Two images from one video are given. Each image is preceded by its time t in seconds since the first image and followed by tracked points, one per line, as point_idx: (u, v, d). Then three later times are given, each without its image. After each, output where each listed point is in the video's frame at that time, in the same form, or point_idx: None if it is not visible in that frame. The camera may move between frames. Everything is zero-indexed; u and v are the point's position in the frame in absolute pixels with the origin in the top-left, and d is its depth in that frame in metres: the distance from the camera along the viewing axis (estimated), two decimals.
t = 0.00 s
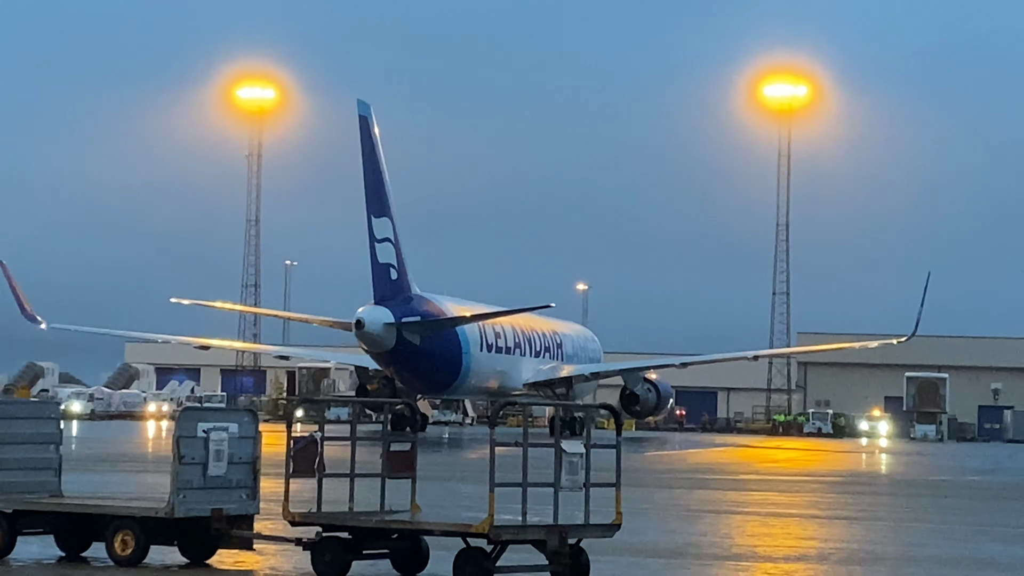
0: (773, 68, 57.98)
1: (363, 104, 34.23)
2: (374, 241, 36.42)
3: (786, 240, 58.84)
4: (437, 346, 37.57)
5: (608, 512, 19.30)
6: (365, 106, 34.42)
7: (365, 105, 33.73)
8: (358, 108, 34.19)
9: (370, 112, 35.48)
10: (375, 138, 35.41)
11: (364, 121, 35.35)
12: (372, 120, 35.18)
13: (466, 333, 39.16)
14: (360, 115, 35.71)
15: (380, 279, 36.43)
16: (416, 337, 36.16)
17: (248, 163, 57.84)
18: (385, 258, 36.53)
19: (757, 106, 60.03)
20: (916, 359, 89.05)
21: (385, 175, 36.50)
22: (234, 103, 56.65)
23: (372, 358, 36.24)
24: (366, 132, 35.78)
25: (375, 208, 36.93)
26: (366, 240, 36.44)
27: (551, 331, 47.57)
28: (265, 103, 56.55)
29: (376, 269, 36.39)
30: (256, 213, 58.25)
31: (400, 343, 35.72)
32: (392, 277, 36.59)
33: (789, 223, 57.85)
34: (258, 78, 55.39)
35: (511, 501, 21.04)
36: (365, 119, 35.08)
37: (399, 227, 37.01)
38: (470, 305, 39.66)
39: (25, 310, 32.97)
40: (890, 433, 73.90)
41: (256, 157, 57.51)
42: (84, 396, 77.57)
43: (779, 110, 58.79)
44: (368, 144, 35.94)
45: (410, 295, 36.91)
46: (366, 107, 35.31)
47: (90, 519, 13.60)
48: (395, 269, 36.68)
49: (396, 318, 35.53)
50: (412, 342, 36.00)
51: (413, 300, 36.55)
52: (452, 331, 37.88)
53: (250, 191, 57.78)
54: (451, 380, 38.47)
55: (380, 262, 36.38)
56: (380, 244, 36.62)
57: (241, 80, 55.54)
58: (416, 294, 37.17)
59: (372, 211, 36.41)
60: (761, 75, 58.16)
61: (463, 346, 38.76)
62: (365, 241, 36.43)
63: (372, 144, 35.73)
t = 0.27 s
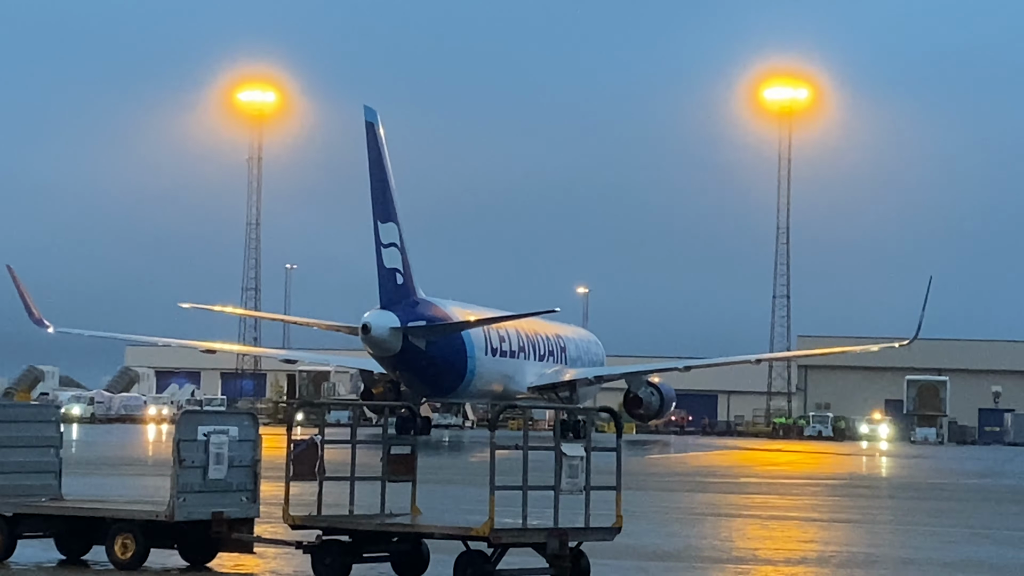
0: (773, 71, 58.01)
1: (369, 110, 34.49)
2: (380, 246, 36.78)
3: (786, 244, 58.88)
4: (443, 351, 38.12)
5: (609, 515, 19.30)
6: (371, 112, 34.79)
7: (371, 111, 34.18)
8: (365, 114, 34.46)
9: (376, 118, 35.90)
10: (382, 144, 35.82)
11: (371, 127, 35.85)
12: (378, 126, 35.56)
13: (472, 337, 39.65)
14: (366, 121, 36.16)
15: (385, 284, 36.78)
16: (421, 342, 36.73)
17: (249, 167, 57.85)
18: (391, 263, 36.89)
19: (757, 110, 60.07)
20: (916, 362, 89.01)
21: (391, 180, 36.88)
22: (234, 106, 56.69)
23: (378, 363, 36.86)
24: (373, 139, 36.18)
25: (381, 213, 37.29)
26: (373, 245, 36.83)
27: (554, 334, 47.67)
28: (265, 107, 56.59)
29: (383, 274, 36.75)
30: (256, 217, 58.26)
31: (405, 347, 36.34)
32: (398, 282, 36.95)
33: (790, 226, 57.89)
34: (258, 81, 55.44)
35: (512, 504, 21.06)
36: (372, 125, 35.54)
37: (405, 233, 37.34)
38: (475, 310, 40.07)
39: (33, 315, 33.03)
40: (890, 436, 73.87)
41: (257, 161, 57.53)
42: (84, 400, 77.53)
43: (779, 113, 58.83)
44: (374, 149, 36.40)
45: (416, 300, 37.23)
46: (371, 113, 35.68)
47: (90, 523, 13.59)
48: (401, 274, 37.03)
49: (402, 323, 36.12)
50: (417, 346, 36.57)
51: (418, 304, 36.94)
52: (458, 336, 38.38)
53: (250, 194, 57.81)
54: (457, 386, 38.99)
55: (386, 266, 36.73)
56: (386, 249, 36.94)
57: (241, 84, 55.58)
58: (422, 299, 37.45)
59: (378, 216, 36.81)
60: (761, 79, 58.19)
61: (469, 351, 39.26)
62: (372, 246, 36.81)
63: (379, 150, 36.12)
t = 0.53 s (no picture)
0: (773, 73, 58.02)
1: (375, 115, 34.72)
2: (386, 249, 37.05)
3: (786, 246, 58.90)
4: (447, 354, 38.39)
5: (610, 517, 19.29)
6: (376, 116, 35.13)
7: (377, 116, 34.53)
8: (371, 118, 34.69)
9: (382, 122, 36.19)
10: (387, 148, 36.13)
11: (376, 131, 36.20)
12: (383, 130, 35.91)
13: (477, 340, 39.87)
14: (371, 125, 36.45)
15: (391, 287, 37.03)
16: (427, 345, 37.00)
17: (249, 169, 57.85)
18: (396, 266, 37.14)
19: (757, 111, 60.07)
20: (916, 364, 89.01)
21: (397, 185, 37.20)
22: (234, 109, 56.69)
23: (384, 366, 37.13)
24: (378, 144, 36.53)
25: (386, 217, 37.58)
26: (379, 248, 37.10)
27: (558, 337, 47.71)
28: (265, 109, 56.59)
29: (388, 277, 37.02)
30: (256, 219, 58.26)
31: (410, 350, 36.62)
32: (403, 286, 37.18)
33: (790, 228, 57.91)
34: (258, 84, 55.46)
35: (513, 506, 21.06)
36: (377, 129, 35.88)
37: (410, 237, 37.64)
38: (479, 312, 40.26)
39: (39, 319, 33.05)
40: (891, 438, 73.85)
41: (257, 163, 57.53)
42: (84, 402, 77.52)
43: (778, 115, 58.83)
44: (379, 153, 36.70)
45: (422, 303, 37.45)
46: (376, 118, 36.03)
47: (91, 525, 13.59)
48: (407, 277, 37.28)
49: (408, 325, 36.42)
50: (422, 349, 36.86)
51: (424, 307, 37.22)
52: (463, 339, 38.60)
53: (250, 196, 57.80)
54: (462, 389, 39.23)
55: (392, 270, 36.99)
56: (391, 252, 37.21)
57: (241, 87, 55.60)
58: (427, 302, 37.72)
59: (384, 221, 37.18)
60: (761, 81, 58.21)
61: (474, 354, 39.48)
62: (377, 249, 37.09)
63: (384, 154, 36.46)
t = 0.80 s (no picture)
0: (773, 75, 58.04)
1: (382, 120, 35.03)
2: (393, 253, 37.39)
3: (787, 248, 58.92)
4: (452, 355, 38.44)
5: (611, 518, 19.31)
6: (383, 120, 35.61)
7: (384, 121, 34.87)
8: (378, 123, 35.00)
9: (388, 126, 36.54)
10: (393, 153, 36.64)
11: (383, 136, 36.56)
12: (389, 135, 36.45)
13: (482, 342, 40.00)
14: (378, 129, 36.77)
15: (397, 290, 37.48)
16: (432, 347, 37.05)
17: (249, 171, 57.89)
18: (403, 270, 37.62)
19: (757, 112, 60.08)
20: (916, 365, 89.02)
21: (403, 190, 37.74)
22: (235, 111, 56.73)
23: (389, 367, 37.15)
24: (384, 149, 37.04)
25: (393, 221, 37.95)
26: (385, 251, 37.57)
27: (562, 339, 47.77)
28: (266, 111, 56.64)
29: (395, 280, 37.46)
30: (257, 221, 58.29)
31: (416, 353, 36.66)
32: (409, 288, 37.63)
33: (791, 229, 57.94)
34: (258, 86, 55.52)
35: (514, 508, 21.10)
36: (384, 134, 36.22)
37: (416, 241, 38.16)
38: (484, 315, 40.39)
39: (48, 322, 33.09)
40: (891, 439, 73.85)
41: (257, 165, 57.58)
42: (85, 404, 77.54)
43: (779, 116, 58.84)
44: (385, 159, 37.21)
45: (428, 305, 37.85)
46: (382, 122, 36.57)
47: (91, 527, 13.61)
48: (413, 280, 37.71)
49: (414, 328, 36.48)
50: (428, 351, 36.90)
51: (429, 310, 37.51)
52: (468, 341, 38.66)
53: (250, 198, 57.84)
54: (466, 390, 39.27)
55: (398, 273, 37.33)
56: (398, 255, 37.57)
57: (241, 89, 55.65)
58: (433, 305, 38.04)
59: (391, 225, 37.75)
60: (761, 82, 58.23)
61: (479, 356, 39.55)
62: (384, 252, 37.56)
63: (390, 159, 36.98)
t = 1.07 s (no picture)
0: (774, 74, 58.03)
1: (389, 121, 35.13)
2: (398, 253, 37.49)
3: (787, 248, 58.94)
4: (457, 356, 38.60)
5: (611, 518, 19.28)
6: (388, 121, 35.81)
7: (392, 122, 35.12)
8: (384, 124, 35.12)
9: (395, 128, 36.78)
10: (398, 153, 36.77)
11: (389, 137, 36.82)
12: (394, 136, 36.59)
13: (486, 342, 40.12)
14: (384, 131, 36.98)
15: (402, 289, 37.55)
16: (437, 346, 37.19)
17: (250, 171, 57.87)
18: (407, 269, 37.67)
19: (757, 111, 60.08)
20: (917, 364, 89.04)
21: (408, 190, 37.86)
22: (235, 110, 56.71)
23: (394, 368, 37.29)
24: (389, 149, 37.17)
25: (398, 221, 38.16)
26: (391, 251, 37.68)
27: (565, 339, 47.82)
28: (266, 111, 56.63)
29: (399, 280, 37.55)
30: (257, 221, 58.27)
31: (422, 352, 36.81)
32: (414, 288, 37.71)
33: (791, 228, 57.96)
34: (258, 85, 55.49)
35: (514, 508, 21.12)
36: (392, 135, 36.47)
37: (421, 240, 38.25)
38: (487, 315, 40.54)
39: (53, 323, 33.09)
40: (892, 439, 73.83)
41: (257, 165, 57.56)
42: (85, 404, 77.51)
43: (778, 115, 58.85)
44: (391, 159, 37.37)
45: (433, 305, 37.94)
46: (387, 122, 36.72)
47: (91, 527, 13.59)
48: (417, 280, 37.79)
49: (419, 328, 36.60)
50: (433, 351, 37.05)
51: (434, 310, 37.64)
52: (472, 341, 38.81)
53: (250, 197, 57.81)
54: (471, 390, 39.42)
55: (403, 273, 37.46)
56: (402, 255, 37.72)
57: (241, 88, 55.64)
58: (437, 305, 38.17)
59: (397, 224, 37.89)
60: (761, 81, 58.23)
61: (483, 357, 39.69)
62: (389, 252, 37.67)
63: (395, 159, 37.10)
